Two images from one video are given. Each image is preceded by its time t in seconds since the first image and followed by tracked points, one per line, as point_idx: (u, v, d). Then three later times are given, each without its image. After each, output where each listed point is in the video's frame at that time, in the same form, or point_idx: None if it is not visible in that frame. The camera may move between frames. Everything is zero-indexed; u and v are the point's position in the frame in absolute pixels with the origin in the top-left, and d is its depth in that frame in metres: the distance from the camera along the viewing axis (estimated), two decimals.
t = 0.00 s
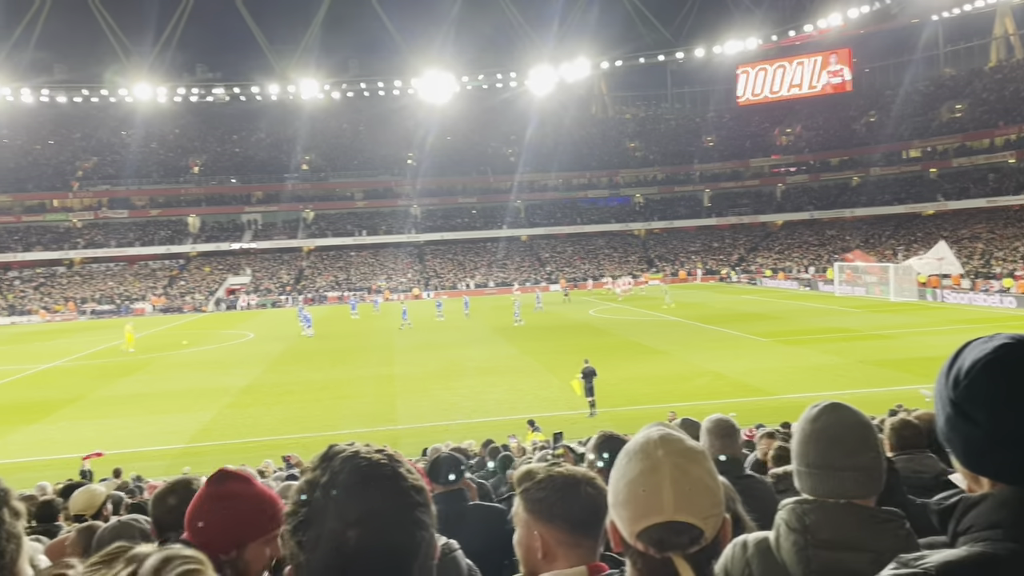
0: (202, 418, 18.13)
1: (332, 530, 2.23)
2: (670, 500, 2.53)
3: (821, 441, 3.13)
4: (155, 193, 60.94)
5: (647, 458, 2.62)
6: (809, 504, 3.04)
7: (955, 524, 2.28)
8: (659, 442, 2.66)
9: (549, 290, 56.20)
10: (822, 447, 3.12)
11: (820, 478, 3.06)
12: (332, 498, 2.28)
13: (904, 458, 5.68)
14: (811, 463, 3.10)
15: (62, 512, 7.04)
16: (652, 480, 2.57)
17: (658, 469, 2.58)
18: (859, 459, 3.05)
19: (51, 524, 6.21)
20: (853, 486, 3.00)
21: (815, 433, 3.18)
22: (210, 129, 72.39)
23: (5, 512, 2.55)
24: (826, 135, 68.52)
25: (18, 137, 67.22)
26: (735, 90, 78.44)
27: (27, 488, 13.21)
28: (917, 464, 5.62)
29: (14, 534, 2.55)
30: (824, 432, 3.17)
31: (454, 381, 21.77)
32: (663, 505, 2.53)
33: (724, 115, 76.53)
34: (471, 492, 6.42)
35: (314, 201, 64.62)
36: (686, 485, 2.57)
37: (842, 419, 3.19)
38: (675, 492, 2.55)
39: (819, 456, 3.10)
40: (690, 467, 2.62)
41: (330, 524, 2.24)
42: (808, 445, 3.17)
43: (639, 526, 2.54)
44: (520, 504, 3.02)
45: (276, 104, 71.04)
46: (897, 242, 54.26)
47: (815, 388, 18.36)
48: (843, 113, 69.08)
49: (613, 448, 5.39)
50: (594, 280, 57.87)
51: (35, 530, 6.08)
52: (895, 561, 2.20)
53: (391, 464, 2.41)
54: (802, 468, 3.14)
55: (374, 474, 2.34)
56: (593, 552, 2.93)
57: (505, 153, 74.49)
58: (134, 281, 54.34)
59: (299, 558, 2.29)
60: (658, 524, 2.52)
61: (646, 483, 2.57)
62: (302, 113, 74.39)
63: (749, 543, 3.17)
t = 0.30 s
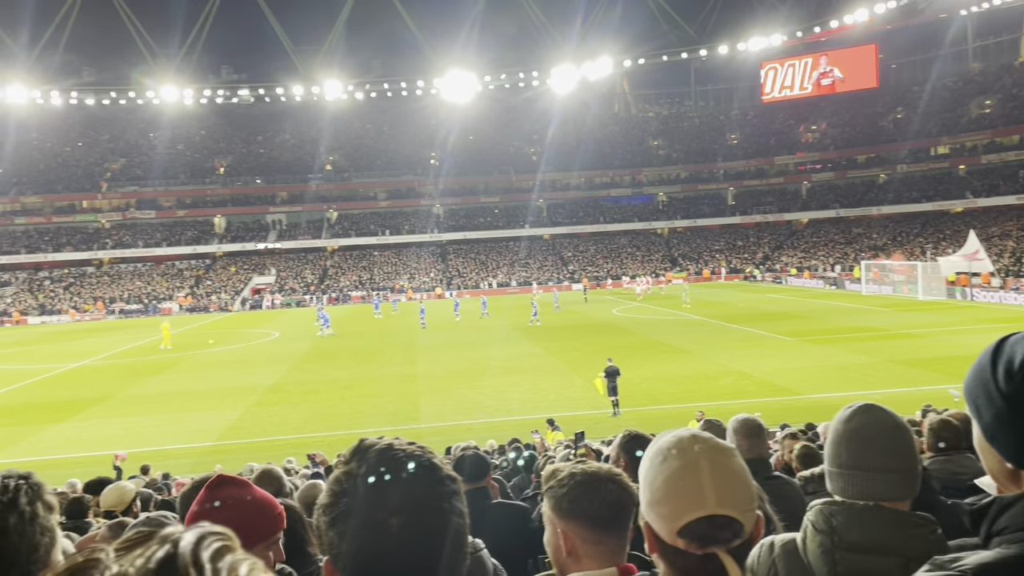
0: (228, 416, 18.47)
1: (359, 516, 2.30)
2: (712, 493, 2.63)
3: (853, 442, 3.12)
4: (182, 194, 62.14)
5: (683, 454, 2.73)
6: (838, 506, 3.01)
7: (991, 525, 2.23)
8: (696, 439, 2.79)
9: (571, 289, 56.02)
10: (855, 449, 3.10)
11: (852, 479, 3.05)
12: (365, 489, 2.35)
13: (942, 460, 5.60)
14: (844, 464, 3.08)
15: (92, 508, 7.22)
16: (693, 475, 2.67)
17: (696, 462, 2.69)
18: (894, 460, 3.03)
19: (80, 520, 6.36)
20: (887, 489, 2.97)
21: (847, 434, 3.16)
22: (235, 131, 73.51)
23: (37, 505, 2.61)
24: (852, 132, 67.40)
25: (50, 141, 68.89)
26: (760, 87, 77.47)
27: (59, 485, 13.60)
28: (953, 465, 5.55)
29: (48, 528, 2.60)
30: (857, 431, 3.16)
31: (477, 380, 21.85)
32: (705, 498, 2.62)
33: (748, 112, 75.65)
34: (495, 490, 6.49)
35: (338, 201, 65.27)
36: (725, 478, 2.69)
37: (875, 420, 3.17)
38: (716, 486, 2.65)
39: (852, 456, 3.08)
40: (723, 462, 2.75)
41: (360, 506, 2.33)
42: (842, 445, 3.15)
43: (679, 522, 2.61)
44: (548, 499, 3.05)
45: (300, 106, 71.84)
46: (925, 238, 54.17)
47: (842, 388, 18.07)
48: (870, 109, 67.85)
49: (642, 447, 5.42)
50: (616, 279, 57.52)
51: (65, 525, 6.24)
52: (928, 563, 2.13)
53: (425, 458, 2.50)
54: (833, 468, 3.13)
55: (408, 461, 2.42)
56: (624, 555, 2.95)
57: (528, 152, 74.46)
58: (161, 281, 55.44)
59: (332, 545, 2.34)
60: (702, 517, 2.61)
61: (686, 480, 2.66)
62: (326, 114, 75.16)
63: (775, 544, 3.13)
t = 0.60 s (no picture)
0: (254, 414, 18.80)
1: (378, 512, 2.37)
2: (743, 491, 2.66)
3: (885, 443, 3.09)
4: (209, 194, 63.25)
5: (711, 454, 2.75)
6: (866, 508, 3.00)
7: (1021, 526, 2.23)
8: (728, 438, 2.81)
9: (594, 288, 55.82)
10: (887, 450, 3.08)
11: (884, 479, 3.03)
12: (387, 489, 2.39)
13: (987, 463, 5.49)
14: (877, 464, 3.07)
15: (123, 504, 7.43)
16: (726, 473, 2.69)
17: (725, 461, 2.73)
18: (930, 462, 2.99)
19: (110, 515, 6.56)
20: (919, 492, 2.95)
21: (882, 434, 3.13)
22: (261, 131, 74.67)
23: (68, 491, 2.69)
24: (882, 129, 66.20)
25: (82, 142, 70.59)
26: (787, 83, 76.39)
27: (89, 480, 13.98)
28: (1001, 468, 5.44)
29: (79, 512, 2.70)
30: (890, 431, 3.13)
31: (500, 379, 21.91)
32: (738, 500, 2.64)
33: (775, 109, 74.72)
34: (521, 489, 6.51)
35: (362, 201, 65.93)
36: (757, 480, 2.72)
37: (912, 419, 3.13)
38: (748, 486, 2.67)
39: (884, 459, 3.06)
40: (756, 463, 2.79)
41: (386, 506, 2.36)
42: (875, 446, 3.13)
43: (709, 523, 2.63)
44: (575, 497, 3.06)
45: (325, 107, 72.69)
46: (955, 235, 53.59)
47: (870, 388, 17.77)
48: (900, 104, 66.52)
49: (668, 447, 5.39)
50: (640, 278, 57.19)
51: (97, 520, 6.45)
52: (962, 563, 2.06)
53: (452, 456, 2.55)
54: (865, 469, 3.11)
55: (430, 459, 2.46)
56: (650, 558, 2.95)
57: (551, 151, 74.33)
58: (189, 280, 56.57)
59: (356, 544, 2.39)
60: (734, 519, 2.62)
61: (718, 480, 2.68)
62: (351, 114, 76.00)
63: (803, 546, 3.13)
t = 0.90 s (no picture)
0: (281, 412, 19.14)
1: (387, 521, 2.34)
2: (771, 493, 2.67)
3: (911, 444, 3.03)
4: (237, 194, 64.33)
5: (739, 454, 2.76)
6: (893, 511, 2.98)
7: None
8: (755, 438, 2.81)
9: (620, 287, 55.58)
10: (912, 451, 3.03)
11: (911, 481, 3.00)
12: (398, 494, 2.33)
13: None
14: (903, 466, 3.04)
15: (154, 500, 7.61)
16: (753, 475, 2.70)
17: (753, 462, 2.73)
18: (956, 463, 2.94)
19: (140, 512, 6.72)
20: (948, 495, 2.91)
21: (907, 433, 3.07)
22: (289, 132, 75.77)
23: (83, 485, 2.79)
24: (915, 125, 64.79)
25: (114, 143, 72.33)
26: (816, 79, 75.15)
27: (121, 476, 14.37)
28: None
29: (96, 506, 2.79)
30: (917, 431, 3.05)
31: (525, 378, 21.96)
32: (764, 501, 2.65)
33: (804, 106, 73.57)
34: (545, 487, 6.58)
35: (388, 200, 66.54)
36: (785, 479, 2.72)
37: (940, 419, 3.05)
38: (775, 487, 2.68)
39: (911, 460, 3.02)
40: (783, 463, 2.79)
41: (404, 520, 2.28)
42: (901, 446, 3.08)
43: (737, 523, 2.63)
44: (596, 498, 3.08)
45: (351, 107, 73.50)
46: (989, 234, 52.43)
47: (900, 388, 17.46)
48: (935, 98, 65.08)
49: (690, 448, 5.40)
50: (664, 277, 56.80)
51: (127, 516, 6.63)
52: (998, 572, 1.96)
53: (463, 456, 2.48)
54: (892, 470, 3.08)
55: (433, 458, 2.39)
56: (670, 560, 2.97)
57: (576, 149, 74.04)
58: (218, 279, 57.78)
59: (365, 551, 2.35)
60: (762, 520, 2.64)
61: (745, 481, 2.68)
62: (377, 115, 76.79)
63: (831, 550, 3.11)
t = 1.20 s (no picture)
0: (306, 410, 19.45)
1: (385, 526, 2.17)
2: (792, 493, 2.67)
3: (933, 445, 2.98)
4: (263, 194, 65.27)
5: (759, 453, 2.77)
6: (914, 512, 2.98)
7: None
8: (773, 439, 2.83)
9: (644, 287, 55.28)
10: (935, 452, 2.98)
11: (932, 483, 2.97)
12: (391, 501, 2.20)
13: None
14: (924, 468, 3.00)
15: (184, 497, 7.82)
16: (773, 476, 2.71)
17: (773, 460, 2.75)
18: (980, 464, 2.89)
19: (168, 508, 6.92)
20: (970, 496, 2.87)
21: (927, 433, 3.03)
22: (314, 132, 76.78)
23: (104, 487, 2.52)
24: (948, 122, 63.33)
25: (143, 144, 73.87)
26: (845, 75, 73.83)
27: (149, 474, 14.65)
28: None
29: (116, 510, 2.54)
30: (939, 432, 3.00)
31: (549, 378, 21.99)
32: (786, 500, 2.66)
33: (832, 104, 72.41)
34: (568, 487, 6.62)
35: (413, 200, 67.08)
36: (806, 478, 2.73)
37: (963, 418, 2.98)
38: (795, 486, 2.69)
39: (931, 462, 2.98)
40: (802, 462, 2.80)
41: (421, 544, 2.06)
42: (922, 448, 3.03)
43: (757, 523, 2.65)
44: (610, 501, 3.10)
45: (376, 107, 74.22)
46: None
47: (930, 390, 17.12)
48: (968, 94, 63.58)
49: (707, 450, 5.40)
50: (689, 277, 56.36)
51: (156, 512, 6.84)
52: None
53: (462, 460, 2.32)
54: (913, 472, 3.04)
55: (430, 462, 2.25)
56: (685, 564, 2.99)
57: (601, 148, 73.67)
58: (245, 279, 58.81)
59: (367, 567, 2.18)
60: (782, 519, 2.65)
61: (766, 481, 2.70)
62: (402, 115, 77.51)
63: (853, 553, 3.16)
